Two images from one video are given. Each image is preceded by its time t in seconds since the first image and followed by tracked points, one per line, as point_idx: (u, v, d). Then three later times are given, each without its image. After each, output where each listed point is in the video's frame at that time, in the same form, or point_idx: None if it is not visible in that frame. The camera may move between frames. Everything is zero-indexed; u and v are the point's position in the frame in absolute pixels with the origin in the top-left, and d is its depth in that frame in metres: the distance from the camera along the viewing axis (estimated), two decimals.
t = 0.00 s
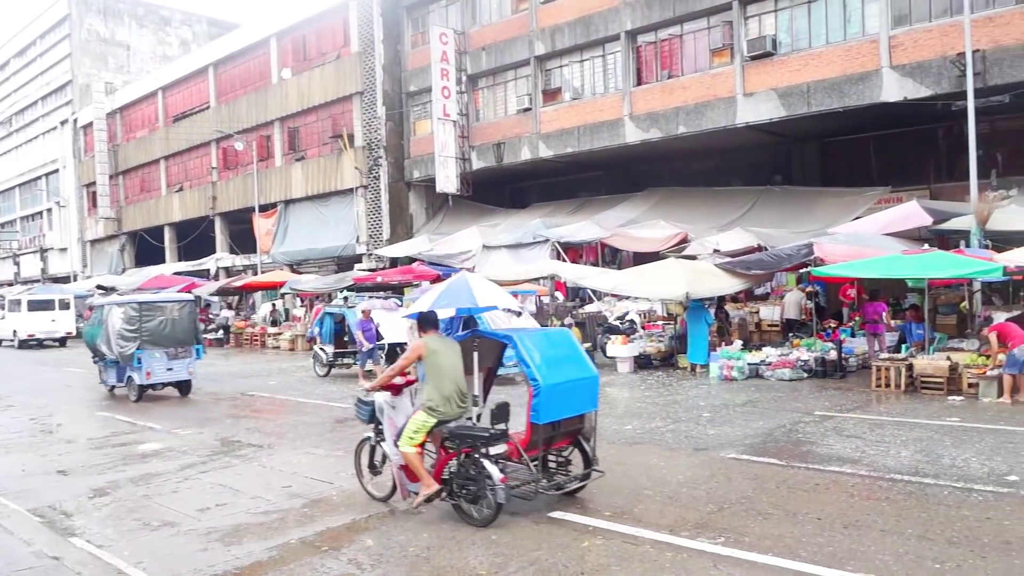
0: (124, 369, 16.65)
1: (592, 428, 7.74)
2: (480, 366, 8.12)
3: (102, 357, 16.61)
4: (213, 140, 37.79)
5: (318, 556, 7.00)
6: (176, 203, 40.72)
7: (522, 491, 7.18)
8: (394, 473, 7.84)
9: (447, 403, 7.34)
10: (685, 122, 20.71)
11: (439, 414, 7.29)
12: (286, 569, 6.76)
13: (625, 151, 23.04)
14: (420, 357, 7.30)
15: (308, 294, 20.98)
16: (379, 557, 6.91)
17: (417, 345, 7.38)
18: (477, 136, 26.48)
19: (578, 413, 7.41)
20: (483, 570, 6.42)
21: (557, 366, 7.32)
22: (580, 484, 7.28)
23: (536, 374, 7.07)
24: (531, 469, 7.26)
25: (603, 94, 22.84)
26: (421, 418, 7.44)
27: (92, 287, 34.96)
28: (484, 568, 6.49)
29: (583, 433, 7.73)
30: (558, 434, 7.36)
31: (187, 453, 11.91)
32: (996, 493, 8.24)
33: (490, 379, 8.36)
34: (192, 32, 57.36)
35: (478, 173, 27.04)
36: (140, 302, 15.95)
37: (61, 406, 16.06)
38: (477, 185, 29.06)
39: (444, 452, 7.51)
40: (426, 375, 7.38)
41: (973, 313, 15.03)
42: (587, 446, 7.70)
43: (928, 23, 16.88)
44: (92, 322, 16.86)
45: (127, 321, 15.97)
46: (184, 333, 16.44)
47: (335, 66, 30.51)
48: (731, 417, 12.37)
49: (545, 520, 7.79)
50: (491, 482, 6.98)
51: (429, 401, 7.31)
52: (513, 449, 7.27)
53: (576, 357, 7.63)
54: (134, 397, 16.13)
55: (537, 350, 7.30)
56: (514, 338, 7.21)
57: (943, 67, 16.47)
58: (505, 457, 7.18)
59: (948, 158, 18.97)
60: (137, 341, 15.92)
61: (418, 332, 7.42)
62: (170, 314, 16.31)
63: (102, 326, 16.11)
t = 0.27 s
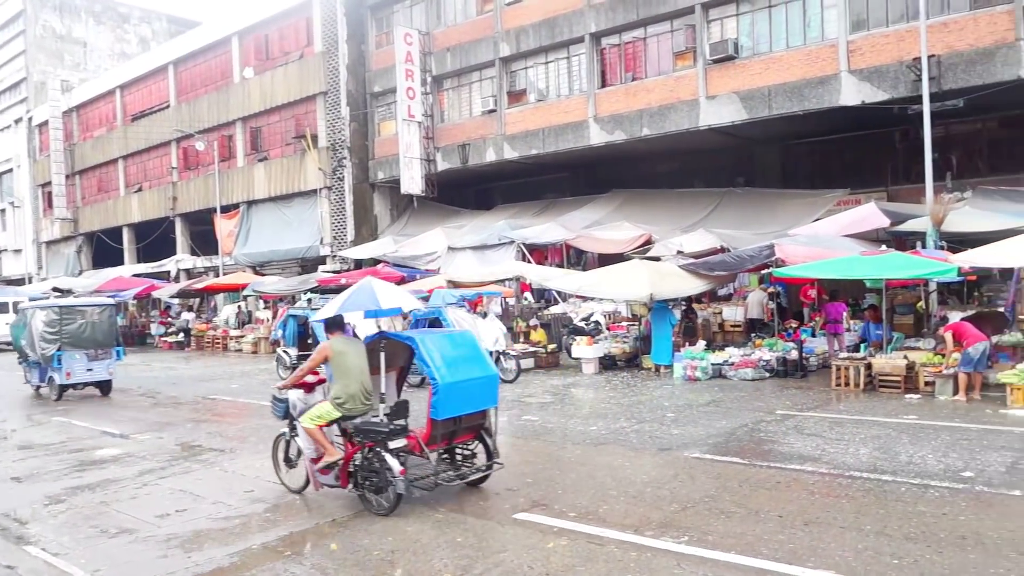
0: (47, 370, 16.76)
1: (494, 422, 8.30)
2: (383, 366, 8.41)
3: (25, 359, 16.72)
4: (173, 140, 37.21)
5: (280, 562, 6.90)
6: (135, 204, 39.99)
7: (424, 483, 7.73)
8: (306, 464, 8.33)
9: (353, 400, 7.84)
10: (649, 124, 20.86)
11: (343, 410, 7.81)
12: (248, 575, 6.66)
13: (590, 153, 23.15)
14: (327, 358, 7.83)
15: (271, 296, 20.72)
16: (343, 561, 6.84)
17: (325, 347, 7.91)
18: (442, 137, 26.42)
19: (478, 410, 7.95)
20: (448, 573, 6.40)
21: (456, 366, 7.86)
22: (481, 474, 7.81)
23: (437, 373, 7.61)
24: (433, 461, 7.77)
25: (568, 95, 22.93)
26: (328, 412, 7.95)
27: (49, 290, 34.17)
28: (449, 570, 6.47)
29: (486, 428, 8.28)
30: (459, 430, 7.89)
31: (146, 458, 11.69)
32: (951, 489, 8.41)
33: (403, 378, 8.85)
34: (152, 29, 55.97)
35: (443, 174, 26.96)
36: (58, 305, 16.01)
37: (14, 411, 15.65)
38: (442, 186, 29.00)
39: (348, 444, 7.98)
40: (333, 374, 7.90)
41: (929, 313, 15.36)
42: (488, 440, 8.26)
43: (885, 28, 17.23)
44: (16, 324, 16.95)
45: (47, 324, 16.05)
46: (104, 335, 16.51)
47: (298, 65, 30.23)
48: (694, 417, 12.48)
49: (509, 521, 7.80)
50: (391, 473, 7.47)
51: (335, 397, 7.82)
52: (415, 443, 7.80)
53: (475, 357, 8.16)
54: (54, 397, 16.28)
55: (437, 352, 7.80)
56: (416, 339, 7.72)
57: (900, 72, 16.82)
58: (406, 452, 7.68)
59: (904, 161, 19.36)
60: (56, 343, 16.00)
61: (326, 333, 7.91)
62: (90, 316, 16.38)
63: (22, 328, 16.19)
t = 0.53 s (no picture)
0: None
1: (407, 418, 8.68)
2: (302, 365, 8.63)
3: None
4: (137, 138, 36.63)
5: (246, 566, 6.81)
6: (97, 204, 39.28)
7: (336, 475, 8.08)
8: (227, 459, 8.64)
9: (267, 397, 8.15)
10: (617, 126, 20.97)
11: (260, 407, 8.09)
12: None
13: (559, 155, 23.21)
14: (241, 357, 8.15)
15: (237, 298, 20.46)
16: (310, 565, 6.77)
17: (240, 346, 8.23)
18: (411, 138, 26.32)
19: (389, 406, 8.33)
20: None
21: (367, 364, 8.23)
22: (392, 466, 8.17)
23: (347, 370, 7.94)
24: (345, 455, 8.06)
25: (537, 97, 22.99)
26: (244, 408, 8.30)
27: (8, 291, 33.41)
28: (417, 573, 6.44)
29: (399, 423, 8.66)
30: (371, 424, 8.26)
31: (107, 462, 11.47)
32: (911, 487, 8.57)
33: (323, 377, 8.99)
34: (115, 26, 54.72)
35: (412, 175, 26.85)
36: None
37: None
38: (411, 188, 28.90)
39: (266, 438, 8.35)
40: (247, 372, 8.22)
41: (891, 315, 15.65)
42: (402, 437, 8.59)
43: (849, 34, 17.53)
44: None
45: None
46: (28, 336, 16.88)
47: (265, 64, 29.93)
48: (661, 418, 12.56)
49: (477, 523, 7.78)
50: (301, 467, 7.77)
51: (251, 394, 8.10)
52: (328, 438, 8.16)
53: (387, 356, 8.49)
54: None
55: (349, 351, 8.18)
56: (329, 339, 8.11)
57: (863, 77, 17.12)
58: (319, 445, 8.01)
59: (867, 166, 19.70)
60: None
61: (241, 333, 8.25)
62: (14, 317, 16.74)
63: None
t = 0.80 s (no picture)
0: None
1: (324, 416, 9.19)
2: (221, 367, 9.36)
3: None
4: (101, 139, 36.04)
5: (212, 572, 6.71)
6: (60, 205, 38.54)
7: (254, 470, 8.51)
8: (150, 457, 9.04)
9: (185, 396, 8.61)
10: (587, 129, 21.04)
11: (178, 407, 8.59)
12: None
13: (529, 157, 23.22)
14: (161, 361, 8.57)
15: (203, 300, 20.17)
16: (278, 570, 6.70)
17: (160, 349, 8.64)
18: (381, 140, 26.19)
19: (305, 404, 8.86)
20: None
21: (283, 365, 8.80)
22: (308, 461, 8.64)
23: (263, 370, 8.51)
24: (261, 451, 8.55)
25: (507, 100, 23.01)
26: (166, 411, 8.71)
27: None
28: None
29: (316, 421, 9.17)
30: (288, 422, 8.77)
31: (69, 468, 11.24)
32: (876, 486, 8.70)
33: (245, 380, 9.72)
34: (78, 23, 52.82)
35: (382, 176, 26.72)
36: None
37: None
38: (382, 190, 28.76)
39: (186, 437, 8.74)
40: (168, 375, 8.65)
41: (856, 317, 15.86)
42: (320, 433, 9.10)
43: (814, 40, 17.78)
44: None
45: None
46: None
47: (232, 64, 29.61)
48: (631, 419, 12.62)
49: (447, 526, 7.76)
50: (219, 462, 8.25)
51: (169, 394, 8.59)
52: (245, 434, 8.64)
53: (305, 357, 9.05)
54: None
55: (265, 352, 8.73)
56: (245, 342, 8.67)
57: (828, 82, 17.38)
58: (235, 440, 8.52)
59: (832, 169, 20.00)
60: None
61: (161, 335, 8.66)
62: None
63: None
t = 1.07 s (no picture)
0: None
1: (242, 415, 9.19)
2: (140, 368, 9.18)
3: None
4: (63, 137, 35.36)
5: None
6: (20, 204, 37.72)
7: (168, 467, 8.46)
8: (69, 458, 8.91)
9: (102, 395, 8.44)
10: (556, 131, 21.09)
11: (94, 405, 8.40)
12: None
13: (499, 159, 23.22)
14: (80, 359, 8.39)
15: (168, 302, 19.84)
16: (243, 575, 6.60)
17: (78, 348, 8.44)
18: (350, 140, 26.03)
19: (222, 403, 8.87)
20: None
21: (201, 365, 8.77)
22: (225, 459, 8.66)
23: (179, 370, 8.46)
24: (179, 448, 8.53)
25: (478, 101, 23.00)
26: (83, 410, 8.50)
27: None
28: None
29: (235, 419, 9.16)
30: (205, 421, 8.76)
31: (26, 473, 10.94)
32: (840, 486, 8.82)
33: (166, 382, 9.52)
34: (41, 18, 51.52)
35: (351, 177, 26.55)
36: None
37: None
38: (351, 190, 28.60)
39: (103, 436, 8.54)
40: (86, 374, 8.45)
41: (819, 318, 16.32)
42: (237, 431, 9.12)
43: (781, 45, 18.03)
44: None
45: None
46: None
47: (199, 63, 29.25)
48: (599, 421, 12.67)
49: (415, 529, 7.72)
50: (133, 459, 8.15)
51: (84, 393, 8.39)
52: (161, 432, 8.56)
53: (223, 356, 9.03)
54: None
55: (181, 352, 8.66)
56: (162, 341, 8.57)
57: (794, 88, 17.62)
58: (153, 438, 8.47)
59: (799, 173, 20.30)
60: None
61: (81, 334, 8.46)
62: None
63: None
